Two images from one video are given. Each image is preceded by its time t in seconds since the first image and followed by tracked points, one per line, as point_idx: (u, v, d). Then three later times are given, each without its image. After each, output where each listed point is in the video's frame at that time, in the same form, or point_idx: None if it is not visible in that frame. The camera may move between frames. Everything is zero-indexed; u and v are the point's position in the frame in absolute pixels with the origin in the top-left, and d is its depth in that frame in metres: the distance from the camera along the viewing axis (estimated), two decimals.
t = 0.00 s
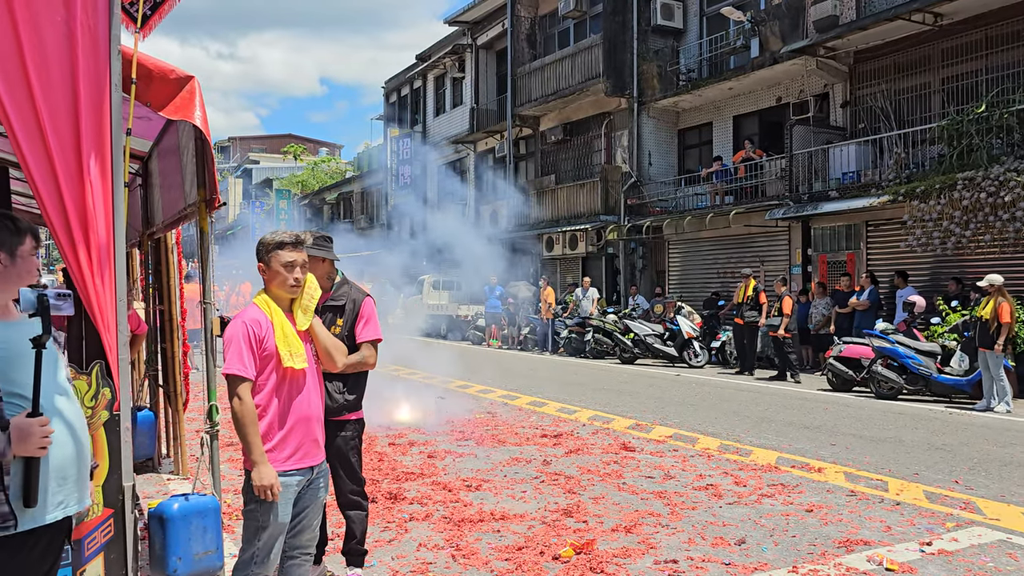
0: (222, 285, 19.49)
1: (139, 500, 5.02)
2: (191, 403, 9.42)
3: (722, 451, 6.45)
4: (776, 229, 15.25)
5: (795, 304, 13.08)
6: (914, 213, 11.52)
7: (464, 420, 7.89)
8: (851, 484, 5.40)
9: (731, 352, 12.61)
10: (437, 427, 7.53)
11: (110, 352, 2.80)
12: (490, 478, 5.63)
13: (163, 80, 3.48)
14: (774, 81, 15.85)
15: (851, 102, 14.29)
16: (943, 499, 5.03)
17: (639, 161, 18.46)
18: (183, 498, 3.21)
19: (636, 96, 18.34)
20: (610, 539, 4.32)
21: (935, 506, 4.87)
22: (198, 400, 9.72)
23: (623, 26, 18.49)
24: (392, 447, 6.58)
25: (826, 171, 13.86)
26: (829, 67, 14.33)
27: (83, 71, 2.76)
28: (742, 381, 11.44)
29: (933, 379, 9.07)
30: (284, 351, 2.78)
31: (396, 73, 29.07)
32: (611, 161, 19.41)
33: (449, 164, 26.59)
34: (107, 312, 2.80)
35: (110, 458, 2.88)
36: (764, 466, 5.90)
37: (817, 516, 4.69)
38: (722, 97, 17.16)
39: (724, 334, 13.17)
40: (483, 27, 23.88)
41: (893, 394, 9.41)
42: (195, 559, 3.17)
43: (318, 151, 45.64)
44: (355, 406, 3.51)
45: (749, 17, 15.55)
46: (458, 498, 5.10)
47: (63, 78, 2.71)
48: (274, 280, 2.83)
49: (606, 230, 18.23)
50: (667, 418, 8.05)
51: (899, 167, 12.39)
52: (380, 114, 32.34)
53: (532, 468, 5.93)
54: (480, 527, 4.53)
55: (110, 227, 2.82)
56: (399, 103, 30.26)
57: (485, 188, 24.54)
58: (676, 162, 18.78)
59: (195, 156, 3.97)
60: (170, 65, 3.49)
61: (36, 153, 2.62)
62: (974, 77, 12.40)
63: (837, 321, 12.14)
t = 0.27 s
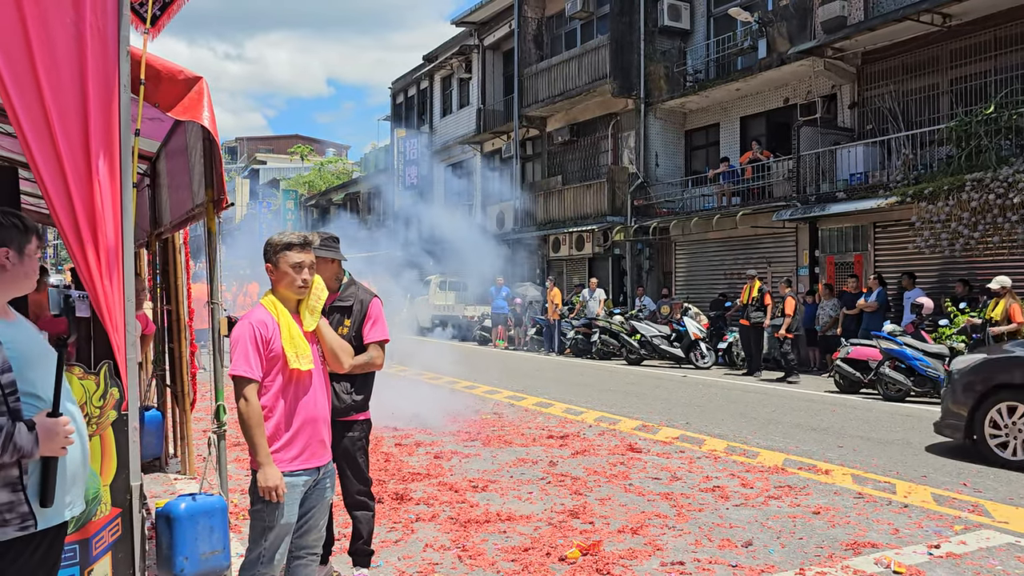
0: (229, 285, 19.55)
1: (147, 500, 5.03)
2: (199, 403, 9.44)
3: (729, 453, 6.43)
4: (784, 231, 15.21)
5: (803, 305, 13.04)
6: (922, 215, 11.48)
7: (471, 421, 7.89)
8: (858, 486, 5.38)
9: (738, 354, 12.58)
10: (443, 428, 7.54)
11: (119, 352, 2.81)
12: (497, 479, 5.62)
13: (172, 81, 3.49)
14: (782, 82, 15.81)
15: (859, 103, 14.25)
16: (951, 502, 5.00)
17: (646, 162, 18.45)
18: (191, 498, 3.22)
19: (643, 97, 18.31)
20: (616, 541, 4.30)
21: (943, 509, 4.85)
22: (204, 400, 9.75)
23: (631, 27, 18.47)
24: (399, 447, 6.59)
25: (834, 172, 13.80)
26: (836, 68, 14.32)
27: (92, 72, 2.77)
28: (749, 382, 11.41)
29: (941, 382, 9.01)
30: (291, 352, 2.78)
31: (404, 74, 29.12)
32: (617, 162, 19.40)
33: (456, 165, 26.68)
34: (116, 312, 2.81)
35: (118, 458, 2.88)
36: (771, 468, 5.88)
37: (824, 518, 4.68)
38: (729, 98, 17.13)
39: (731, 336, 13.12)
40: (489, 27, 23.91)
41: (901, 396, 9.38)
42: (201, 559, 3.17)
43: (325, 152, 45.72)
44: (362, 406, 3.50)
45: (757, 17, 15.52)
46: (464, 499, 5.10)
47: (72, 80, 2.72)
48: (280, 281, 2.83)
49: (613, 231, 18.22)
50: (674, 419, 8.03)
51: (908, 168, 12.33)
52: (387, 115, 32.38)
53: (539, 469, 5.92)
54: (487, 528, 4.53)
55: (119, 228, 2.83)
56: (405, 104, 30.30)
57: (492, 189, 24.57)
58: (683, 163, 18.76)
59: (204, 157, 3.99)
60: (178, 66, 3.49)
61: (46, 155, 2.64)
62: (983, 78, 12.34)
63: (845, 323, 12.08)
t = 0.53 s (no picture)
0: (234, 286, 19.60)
1: (151, 500, 5.04)
2: (203, 404, 9.45)
3: (734, 455, 6.41)
4: (788, 233, 15.18)
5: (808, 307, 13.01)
6: (927, 217, 11.44)
7: (475, 422, 7.89)
8: (864, 489, 5.35)
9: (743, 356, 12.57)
10: (447, 429, 7.54)
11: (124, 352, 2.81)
12: (501, 481, 5.62)
13: (177, 83, 3.49)
14: (787, 84, 15.78)
15: (864, 105, 14.22)
16: (957, 505, 4.98)
17: (651, 164, 18.44)
18: (195, 499, 3.23)
19: (648, 98, 18.29)
20: (620, 543, 4.30)
21: (948, 512, 4.83)
22: (209, 402, 9.76)
23: (635, 29, 18.46)
24: (403, 449, 6.59)
25: (839, 174, 13.76)
26: (842, 70, 14.31)
27: (98, 75, 2.77)
28: (753, 384, 11.38)
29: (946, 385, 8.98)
30: (296, 355, 2.78)
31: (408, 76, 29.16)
32: (622, 163, 19.40)
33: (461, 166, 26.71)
34: (121, 314, 2.82)
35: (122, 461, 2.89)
36: (776, 471, 5.86)
37: (829, 521, 4.66)
38: (734, 100, 17.10)
39: (736, 338, 13.09)
40: (494, 29, 23.93)
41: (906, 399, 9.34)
42: (206, 560, 3.18)
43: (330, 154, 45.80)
44: (367, 408, 3.50)
45: (762, 19, 15.50)
46: (468, 501, 5.09)
47: (78, 82, 2.73)
48: (286, 284, 2.83)
49: (618, 233, 18.21)
50: (678, 421, 8.01)
51: (913, 170, 12.29)
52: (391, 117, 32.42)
53: (543, 471, 5.91)
54: (491, 530, 4.53)
55: (124, 229, 2.84)
56: (410, 105, 30.34)
57: (497, 190, 24.58)
58: (687, 165, 18.74)
59: (209, 158, 3.99)
60: (183, 67, 3.50)
61: (52, 158, 2.64)
62: (989, 79, 12.30)
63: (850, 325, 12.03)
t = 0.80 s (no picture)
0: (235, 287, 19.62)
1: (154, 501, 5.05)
2: (205, 405, 9.46)
3: (736, 456, 6.41)
4: (791, 234, 15.17)
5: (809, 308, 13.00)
6: (930, 218, 11.44)
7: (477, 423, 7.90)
8: (865, 491, 5.35)
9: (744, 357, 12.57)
10: (449, 430, 7.55)
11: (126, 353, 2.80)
12: (503, 482, 5.62)
13: (180, 84, 3.49)
14: (789, 85, 15.78)
15: (866, 106, 14.22)
16: (959, 506, 4.97)
17: (653, 165, 18.43)
18: (197, 500, 3.23)
19: (650, 99, 18.28)
20: (622, 544, 4.29)
21: (950, 513, 4.82)
22: (211, 403, 9.78)
23: (637, 30, 18.46)
24: (405, 450, 6.59)
25: (841, 175, 13.75)
26: (845, 71, 14.33)
27: (101, 76, 2.78)
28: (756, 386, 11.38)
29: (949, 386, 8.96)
30: (298, 357, 2.78)
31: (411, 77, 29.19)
32: (624, 164, 19.38)
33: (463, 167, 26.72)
34: (123, 314, 2.82)
35: (123, 462, 2.89)
36: (778, 472, 5.86)
37: (831, 522, 4.66)
38: (736, 101, 17.09)
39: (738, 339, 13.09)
40: (496, 30, 23.95)
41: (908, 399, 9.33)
42: (207, 561, 3.18)
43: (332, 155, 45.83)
44: (368, 409, 3.51)
45: (765, 20, 15.49)
46: (470, 502, 5.10)
47: (80, 84, 2.73)
48: (287, 286, 2.83)
49: (620, 234, 18.20)
50: (680, 422, 8.01)
51: (916, 171, 12.28)
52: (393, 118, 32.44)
53: (545, 472, 5.91)
54: (493, 530, 4.53)
55: (126, 230, 2.84)
56: (412, 106, 30.37)
57: (499, 191, 24.58)
58: (689, 166, 18.74)
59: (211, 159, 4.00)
60: (186, 69, 3.50)
61: (55, 159, 2.65)
62: (992, 80, 12.27)
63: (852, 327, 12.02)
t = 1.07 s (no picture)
0: (237, 288, 19.65)
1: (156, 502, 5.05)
2: (207, 406, 9.46)
3: (737, 457, 6.41)
4: (792, 234, 15.17)
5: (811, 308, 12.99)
6: (931, 218, 11.43)
7: (478, 424, 7.90)
8: (867, 491, 5.35)
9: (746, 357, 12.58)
10: (451, 431, 7.55)
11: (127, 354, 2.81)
12: (504, 483, 5.62)
13: (181, 85, 3.50)
14: (790, 85, 15.78)
15: (867, 106, 14.21)
16: (961, 506, 4.97)
17: (654, 165, 18.44)
18: (199, 500, 3.23)
19: (651, 100, 18.27)
20: (623, 545, 4.29)
21: (952, 513, 4.81)
22: (213, 404, 9.79)
23: (638, 30, 18.42)
24: (407, 451, 6.59)
25: (842, 175, 13.74)
26: (846, 71, 14.31)
27: (101, 77, 2.78)
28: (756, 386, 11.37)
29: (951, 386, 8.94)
30: (298, 359, 2.79)
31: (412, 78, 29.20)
32: (625, 165, 19.38)
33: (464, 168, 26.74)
34: (124, 315, 2.83)
35: (126, 461, 2.90)
36: (779, 472, 5.86)
37: (833, 523, 4.65)
38: (737, 101, 17.08)
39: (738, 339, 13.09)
40: (497, 31, 23.98)
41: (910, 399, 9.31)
42: (209, 562, 3.19)
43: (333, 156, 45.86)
44: (369, 409, 3.51)
45: (765, 20, 15.49)
46: (471, 502, 5.10)
47: (81, 85, 2.73)
48: (288, 287, 2.83)
49: (622, 234, 18.21)
50: (682, 423, 8.01)
51: (918, 172, 12.30)
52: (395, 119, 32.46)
53: (546, 472, 5.91)
54: (494, 531, 4.53)
55: (127, 231, 2.84)
56: (413, 107, 30.39)
57: (500, 192, 24.59)
58: (691, 166, 18.75)
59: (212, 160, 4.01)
60: (187, 70, 3.51)
61: (56, 161, 2.65)
62: (993, 80, 12.26)
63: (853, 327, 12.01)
